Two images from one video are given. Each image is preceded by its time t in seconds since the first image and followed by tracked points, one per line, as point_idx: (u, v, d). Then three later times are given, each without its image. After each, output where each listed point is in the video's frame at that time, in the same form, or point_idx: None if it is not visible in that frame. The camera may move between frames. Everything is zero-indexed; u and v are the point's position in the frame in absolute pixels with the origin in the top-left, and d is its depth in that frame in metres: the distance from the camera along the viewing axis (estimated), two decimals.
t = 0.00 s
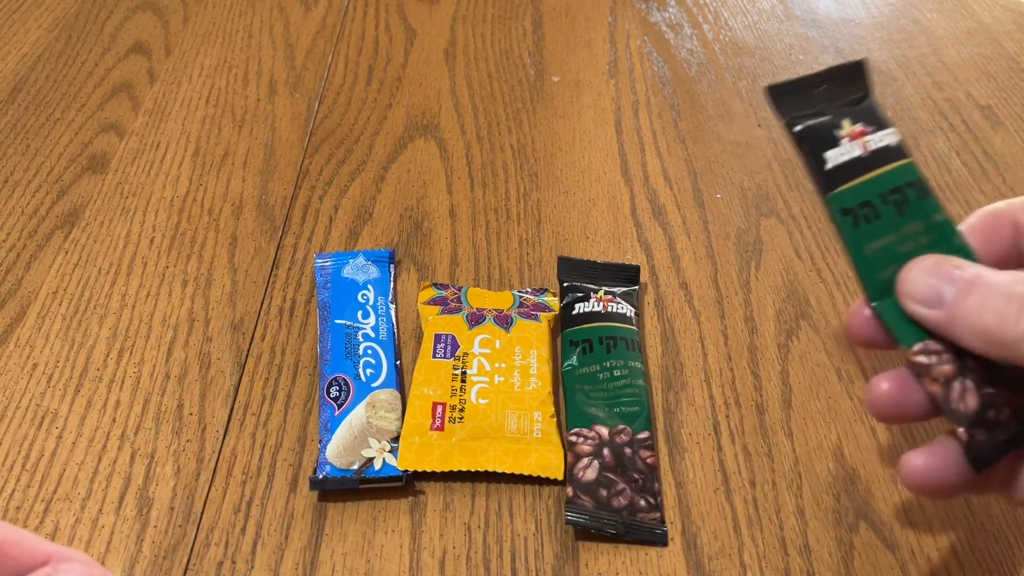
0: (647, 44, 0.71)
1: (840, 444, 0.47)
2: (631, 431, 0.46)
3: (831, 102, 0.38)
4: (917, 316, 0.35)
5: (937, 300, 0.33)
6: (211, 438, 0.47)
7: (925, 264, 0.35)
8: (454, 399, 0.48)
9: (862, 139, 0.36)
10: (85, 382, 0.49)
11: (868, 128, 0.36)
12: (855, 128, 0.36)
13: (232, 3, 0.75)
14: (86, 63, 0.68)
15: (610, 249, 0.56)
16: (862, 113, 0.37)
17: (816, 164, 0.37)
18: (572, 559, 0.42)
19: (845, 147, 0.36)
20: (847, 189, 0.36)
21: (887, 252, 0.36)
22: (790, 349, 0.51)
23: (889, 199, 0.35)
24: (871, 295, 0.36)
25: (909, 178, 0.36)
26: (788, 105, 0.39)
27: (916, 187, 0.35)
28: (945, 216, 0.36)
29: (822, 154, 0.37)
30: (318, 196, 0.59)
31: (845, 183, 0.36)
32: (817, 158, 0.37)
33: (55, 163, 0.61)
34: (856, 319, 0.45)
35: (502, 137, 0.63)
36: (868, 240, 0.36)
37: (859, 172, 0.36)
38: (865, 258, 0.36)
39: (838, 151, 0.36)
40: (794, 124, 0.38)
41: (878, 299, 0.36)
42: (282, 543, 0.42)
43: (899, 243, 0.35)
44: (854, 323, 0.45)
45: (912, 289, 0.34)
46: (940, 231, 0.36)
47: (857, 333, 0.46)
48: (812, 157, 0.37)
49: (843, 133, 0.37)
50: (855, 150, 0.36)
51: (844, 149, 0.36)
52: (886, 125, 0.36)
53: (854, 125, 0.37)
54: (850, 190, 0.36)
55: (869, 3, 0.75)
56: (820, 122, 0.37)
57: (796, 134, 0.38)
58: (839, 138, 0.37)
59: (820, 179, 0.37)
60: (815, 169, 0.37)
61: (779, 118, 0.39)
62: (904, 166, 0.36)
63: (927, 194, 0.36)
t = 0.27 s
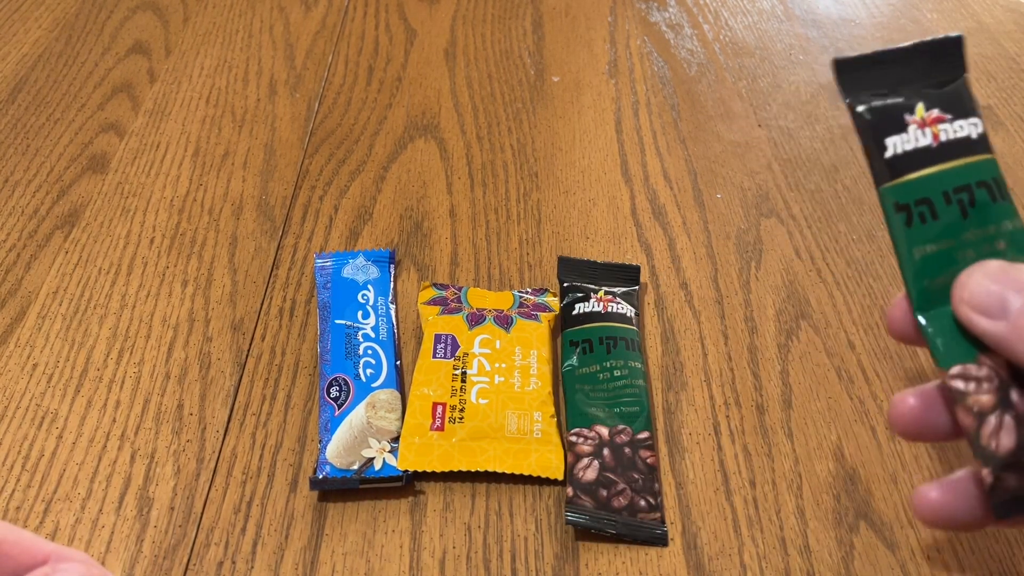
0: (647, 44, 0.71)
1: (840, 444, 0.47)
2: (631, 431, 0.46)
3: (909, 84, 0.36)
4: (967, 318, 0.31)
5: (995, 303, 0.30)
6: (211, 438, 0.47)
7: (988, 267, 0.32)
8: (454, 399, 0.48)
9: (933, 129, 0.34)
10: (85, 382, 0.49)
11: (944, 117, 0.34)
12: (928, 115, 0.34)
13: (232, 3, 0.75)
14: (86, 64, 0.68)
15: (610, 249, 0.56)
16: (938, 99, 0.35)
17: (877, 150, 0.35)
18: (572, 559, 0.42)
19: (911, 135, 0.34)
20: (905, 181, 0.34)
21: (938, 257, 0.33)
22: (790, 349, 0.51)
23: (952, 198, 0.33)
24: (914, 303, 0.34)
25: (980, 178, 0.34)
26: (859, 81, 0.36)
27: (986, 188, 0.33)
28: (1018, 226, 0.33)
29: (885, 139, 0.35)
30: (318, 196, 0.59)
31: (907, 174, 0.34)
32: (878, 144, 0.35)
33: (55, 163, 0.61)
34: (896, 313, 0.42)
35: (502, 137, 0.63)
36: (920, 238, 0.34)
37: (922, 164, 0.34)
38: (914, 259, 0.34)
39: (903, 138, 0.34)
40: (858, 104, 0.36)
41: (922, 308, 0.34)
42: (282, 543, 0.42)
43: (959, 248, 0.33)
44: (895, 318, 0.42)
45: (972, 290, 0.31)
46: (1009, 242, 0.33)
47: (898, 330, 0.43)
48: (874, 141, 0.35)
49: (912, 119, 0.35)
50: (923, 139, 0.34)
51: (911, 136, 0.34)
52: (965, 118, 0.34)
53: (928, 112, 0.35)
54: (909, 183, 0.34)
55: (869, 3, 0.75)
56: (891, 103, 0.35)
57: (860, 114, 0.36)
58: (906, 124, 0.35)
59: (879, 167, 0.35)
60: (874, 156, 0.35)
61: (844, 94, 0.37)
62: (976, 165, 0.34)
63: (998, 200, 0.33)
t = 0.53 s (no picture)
0: (647, 45, 0.71)
1: (840, 445, 0.47)
2: (631, 431, 0.46)
3: (942, 65, 0.33)
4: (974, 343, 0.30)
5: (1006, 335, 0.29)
6: (211, 438, 0.47)
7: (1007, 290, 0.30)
8: (454, 399, 0.48)
9: (960, 120, 0.32)
10: (85, 382, 0.49)
11: (973, 109, 0.32)
12: (957, 102, 0.32)
13: (232, 4, 0.75)
14: (86, 64, 0.68)
15: (610, 249, 0.56)
16: (968, 86, 0.33)
17: (897, 135, 0.33)
18: (572, 559, 0.42)
19: (937, 123, 0.32)
20: (924, 175, 0.32)
21: (946, 263, 0.32)
22: (790, 349, 0.51)
23: (973, 201, 0.32)
24: (914, 310, 0.33)
25: (1002, 182, 0.32)
26: (887, 56, 0.34)
27: (1009, 194, 0.32)
28: None
29: (907, 125, 0.33)
30: (318, 197, 0.59)
31: (926, 168, 0.32)
32: (899, 129, 0.33)
33: (55, 163, 0.61)
34: (889, 361, 0.38)
35: (503, 137, 0.63)
36: (931, 240, 0.32)
37: (943, 158, 0.32)
38: (923, 264, 0.32)
39: (927, 127, 0.32)
40: (881, 80, 0.33)
41: (923, 317, 0.33)
42: (283, 543, 0.42)
43: (973, 257, 0.32)
44: (888, 368, 0.38)
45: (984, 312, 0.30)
46: None
47: (891, 380, 0.38)
48: (895, 124, 0.33)
49: (940, 105, 0.32)
50: (948, 130, 0.32)
51: (937, 124, 0.32)
52: (995, 111, 0.32)
53: (957, 99, 0.32)
54: (928, 178, 0.32)
55: (868, 3, 0.75)
56: (919, 84, 0.33)
57: (882, 91, 0.33)
58: (933, 110, 0.32)
59: (896, 156, 0.33)
60: (892, 141, 0.33)
61: (867, 67, 0.34)
62: (1000, 167, 0.32)
63: (1018, 207, 0.32)
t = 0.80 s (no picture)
0: (648, 45, 0.71)
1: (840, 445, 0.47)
2: (631, 431, 0.46)
3: (898, 47, 0.33)
4: (946, 330, 0.31)
5: (976, 321, 0.29)
6: (211, 439, 0.47)
7: (977, 274, 0.30)
8: (455, 399, 0.48)
9: (918, 100, 0.32)
10: (85, 382, 0.49)
11: (930, 87, 0.32)
12: (914, 82, 0.32)
13: (232, 4, 0.75)
14: (86, 64, 0.68)
15: (610, 249, 0.56)
16: (926, 66, 0.33)
17: (854, 117, 0.32)
18: (572, 559, 0.42)
19: (894, 104, 0.32)
20: (882, 156, 0.32)
21: (907, 245, 0.32)
22: (791, 349, 0.51)
23: (933, 180, 0.32)
24: (880, 295, 0.33)
25: (963, 161, 0.32)
26: (841, 40, 0.34)
27: (971, 172, 0.32)
28: (998, 214, 0.32)
29: (864, 107, 0.32)
30: (318, 197, 0.59)
31: (885, 150, 0.32)
32: (856, 111, 0.32)
33: (55, 163, 0.61)
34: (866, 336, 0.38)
35: (503, 137, 0.63)
36: (892, 223, 0.32)
37: (902, 138, 0.32)
38: (886, 247, 0.32)
39: (883, 107, 0.32)
40: (836, 63, 0.33)
41: (888, 301, 0.33)
42: (283, 543, 0.42)
43: (935, 237, 0.32)
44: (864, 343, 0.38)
45: (955, 298, 0.30)
46: (988, 234, 0.32)
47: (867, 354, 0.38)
48: (852, 107, 0.32)
49: (896, 85, 0.32)
50: (906, 109, 0.32)
51: (894, 105, 0.32)
52: (954, 90, 0.32)
53: (914, 79, 0.32)
54: (887, 159, 0.32)
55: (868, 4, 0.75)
56: (874, 65, 0.33)
57: (838, 73, 0.33)
58: (889, 91, 0.32)
59: (856, 138, 0.32)
60: (850, 123, 0.33)
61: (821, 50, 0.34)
62: (961, 145, 0.32)
63: (981, 184, 0.32)
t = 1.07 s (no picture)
0: (648, 44, 0.71)
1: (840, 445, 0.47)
2: (631, 431, 0.47)
3: (718, 118, 0.28)
4: (802, 392, 0.27)
5: (844, 384, 0.25)
6: (211, 438, 0.46)
7: (828, 327, 0.26)
8: (455, 399, 0.48)
9: (755, 171, 0.27)
10: (85, 382, 0.49)
11: (762, 158, 0.27)
12: (750, 157, 0.27)
13: (232, 3, 0.75)
14: (86, 64, 0.68)
15: (610, 249, 0.56)
16: (754, 135, 0.27)
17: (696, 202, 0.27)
18: (572, 559, 0.42)
19: (732, 180, 0.27)
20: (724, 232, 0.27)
21: (775, 314, 0.27)
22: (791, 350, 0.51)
23: (782, 244, 0.26)
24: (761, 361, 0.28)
25: (810, 217, 0.27)
26: (674, 124, 0.29)
27: (818, 233, 0.26)
28: (846, 271, 0.27)
29: (708, 188, 0.27)
30: (318, 197, 0.59)
31: (739, 221, 0.26)
32: (701, 195, 0.27)
33: (55, 163, 0.60)
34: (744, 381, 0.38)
35: (502, 137, 0.63)
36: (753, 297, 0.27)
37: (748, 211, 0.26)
38: (760, 311, 0.27)
39: (724, 185, 0.27)
40: (678, 153, 0.28)
41: (771, 366, 0.28)
42: (283, 543, 0.42)
43: (789, 302, 0.27)
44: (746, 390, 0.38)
45: (804, 357, 0.26)
46: (839, 293, 0.27)
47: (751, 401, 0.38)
48: (698, 190, 0.27)
49: (735, 162, 0.27)
50: (741, 184, 0.27)
51: (729, 184, 0.27)
52: (794, 153, 0.27)
53: (748, 153, 0.27)
54: (737, 232, 0.26)
55: (868, 3, 0.75)
56: (711, 146, 0.28)
57: (687, 163, 0.28)
58: (727, 169, 0.27)
59: (704, 220, 0.27)
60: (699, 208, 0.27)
61: (667, 139, 0.29)
62: (803, 204, 0.27)
63: (826, 242, 0.27)
